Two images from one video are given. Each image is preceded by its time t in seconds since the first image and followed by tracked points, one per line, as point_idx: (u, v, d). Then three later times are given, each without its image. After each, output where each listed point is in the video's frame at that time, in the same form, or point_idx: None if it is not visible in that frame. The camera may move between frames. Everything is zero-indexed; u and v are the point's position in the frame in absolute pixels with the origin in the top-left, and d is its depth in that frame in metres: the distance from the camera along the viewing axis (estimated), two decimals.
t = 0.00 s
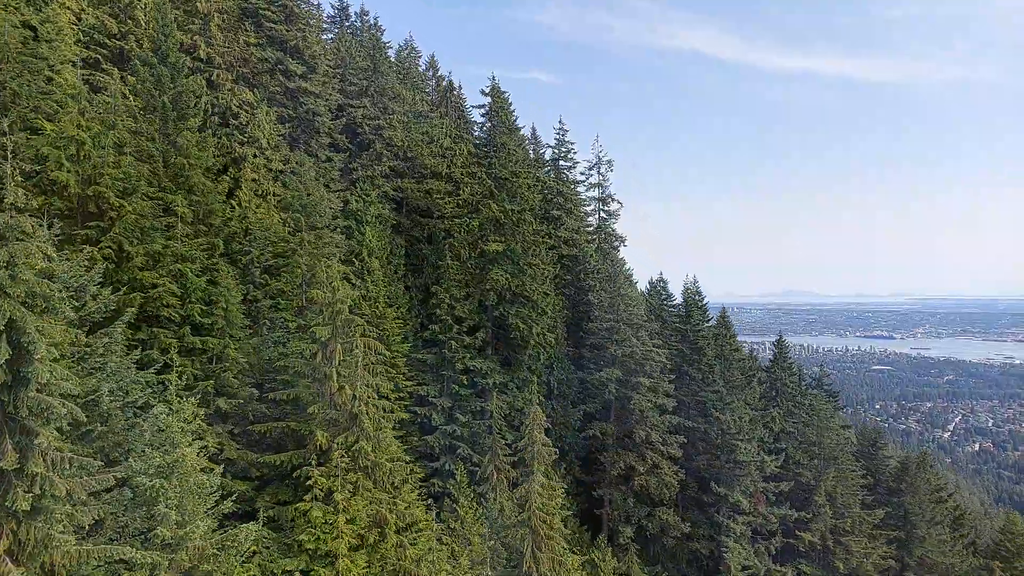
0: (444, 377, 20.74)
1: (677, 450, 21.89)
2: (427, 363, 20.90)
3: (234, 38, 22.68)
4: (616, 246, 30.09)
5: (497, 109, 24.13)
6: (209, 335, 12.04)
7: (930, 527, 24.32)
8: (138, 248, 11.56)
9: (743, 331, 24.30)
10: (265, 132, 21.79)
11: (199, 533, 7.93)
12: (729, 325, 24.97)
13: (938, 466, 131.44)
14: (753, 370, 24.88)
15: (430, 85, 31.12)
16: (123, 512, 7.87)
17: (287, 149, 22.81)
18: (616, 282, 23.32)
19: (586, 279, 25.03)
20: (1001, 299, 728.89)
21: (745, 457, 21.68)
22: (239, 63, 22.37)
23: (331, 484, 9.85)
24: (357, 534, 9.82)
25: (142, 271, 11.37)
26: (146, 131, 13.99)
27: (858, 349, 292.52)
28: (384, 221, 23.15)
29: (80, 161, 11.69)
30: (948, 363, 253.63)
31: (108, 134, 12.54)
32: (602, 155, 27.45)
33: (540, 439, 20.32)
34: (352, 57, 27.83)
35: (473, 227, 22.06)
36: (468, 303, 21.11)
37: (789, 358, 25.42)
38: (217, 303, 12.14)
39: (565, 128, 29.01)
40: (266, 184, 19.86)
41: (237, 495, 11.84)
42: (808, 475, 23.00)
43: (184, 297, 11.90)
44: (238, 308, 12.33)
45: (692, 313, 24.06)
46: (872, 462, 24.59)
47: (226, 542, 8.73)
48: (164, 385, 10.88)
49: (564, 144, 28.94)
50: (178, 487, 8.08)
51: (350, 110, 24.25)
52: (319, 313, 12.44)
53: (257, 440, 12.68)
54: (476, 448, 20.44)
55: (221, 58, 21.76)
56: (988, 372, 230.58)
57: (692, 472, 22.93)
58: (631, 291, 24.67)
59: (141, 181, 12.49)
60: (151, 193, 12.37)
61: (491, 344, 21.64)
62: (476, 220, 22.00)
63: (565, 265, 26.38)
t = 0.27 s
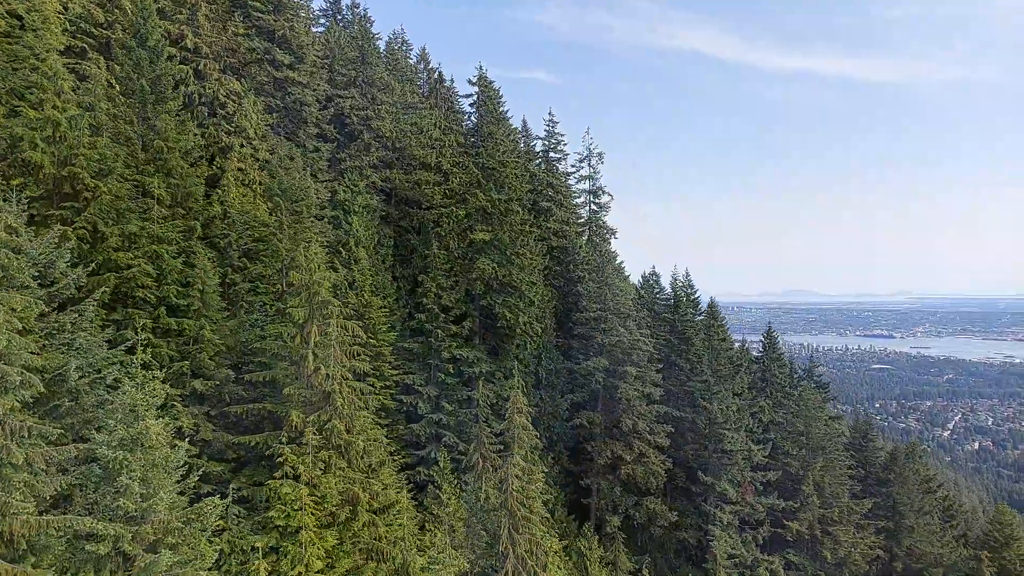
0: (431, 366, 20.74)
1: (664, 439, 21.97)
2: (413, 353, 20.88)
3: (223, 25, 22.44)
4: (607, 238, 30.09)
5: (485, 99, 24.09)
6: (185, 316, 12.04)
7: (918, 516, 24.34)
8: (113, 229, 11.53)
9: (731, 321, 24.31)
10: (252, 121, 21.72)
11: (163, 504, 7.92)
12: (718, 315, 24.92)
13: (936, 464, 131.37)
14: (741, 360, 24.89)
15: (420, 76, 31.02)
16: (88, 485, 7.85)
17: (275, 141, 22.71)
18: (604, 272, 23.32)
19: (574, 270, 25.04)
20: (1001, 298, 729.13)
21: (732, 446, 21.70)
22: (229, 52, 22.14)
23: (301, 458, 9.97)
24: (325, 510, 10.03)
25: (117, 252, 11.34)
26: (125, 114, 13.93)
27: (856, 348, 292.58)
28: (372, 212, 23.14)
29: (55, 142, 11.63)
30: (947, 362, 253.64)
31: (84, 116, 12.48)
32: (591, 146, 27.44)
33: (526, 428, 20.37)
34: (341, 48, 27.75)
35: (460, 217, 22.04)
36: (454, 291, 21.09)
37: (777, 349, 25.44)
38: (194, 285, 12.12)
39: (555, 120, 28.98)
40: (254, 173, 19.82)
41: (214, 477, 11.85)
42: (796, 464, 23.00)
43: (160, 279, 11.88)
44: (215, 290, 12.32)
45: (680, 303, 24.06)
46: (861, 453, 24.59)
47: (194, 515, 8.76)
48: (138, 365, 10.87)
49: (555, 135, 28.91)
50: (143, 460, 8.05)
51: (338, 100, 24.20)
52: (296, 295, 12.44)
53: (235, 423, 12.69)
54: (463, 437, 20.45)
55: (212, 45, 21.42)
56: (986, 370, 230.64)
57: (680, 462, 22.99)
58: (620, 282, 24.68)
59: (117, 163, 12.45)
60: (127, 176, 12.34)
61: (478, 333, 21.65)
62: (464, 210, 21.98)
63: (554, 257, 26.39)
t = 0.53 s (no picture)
0: (417, 356, 20.75)
1: (651, 430, 22.04)
2: (400, 342, 20.88)
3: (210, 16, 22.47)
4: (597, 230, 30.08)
5: (473, 90, 24.05)
6: (163, 299, 12.04)
7: (907, 507, 24.34)
8: (88, 210, 11.52)
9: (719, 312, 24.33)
10: (239, 111, 21.68)
11: (128, 476, 7.91)
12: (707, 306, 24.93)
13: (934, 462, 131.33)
14: (730, 351, 24.91)
15: (411, 69, 31.02)
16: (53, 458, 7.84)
17: (264, 131, 22.59)
18: (592, 262, 23.31)
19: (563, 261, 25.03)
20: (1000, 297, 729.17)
21: (720, 436, 21.72)
22: (215, 43, 22.15)
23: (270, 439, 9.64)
24: (297, 488, 9.72)
25: (93, 233, 11.33)
26: (104, 99, 13.91)
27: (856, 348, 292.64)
28: (360, 202, 23.14)
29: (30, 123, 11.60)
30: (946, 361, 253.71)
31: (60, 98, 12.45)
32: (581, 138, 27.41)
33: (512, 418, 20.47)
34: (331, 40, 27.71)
35: (448, 207, 22.02)
36: (442, 281, 21.12)
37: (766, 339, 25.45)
38: (170, 267, 12.12)
39: (545, 112, 29.00)
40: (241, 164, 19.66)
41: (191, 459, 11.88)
42: (784, 454, 23.00)
43: (136, 261, 11.87)
44: (192, 272, 12.32)
45: (669, 294, 24.07)
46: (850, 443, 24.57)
47: (162, 490, 8.77)
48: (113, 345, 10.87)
49: (545, 127, 28.91)
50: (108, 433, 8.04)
51: (326, 91, 24.16)
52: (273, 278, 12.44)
53: (214, 407, 12.71)
54: (449, 427, 20.47)
55: (199, 37, 21.43)
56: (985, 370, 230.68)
57: (667, 453, 23.05)
58: (608, 273, 24.69)
59: (94, 145, 12.43)
60: (103, 158, 12.32)
61: (465, 323, 21.67)
62: (451, 200, 21.97)
63: (543, 248, 26.39)
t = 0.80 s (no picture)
0: (404, 346, 20.77)
1: (638, 420, 22.10)
2: (387, 333, 20.88)
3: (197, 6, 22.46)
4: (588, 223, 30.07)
5: (461, 81, 24.05)
6: (139, 282, 12.02)
7: (896, 498, 24.34)
8: (63, 192, 11.50)
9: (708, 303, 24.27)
10: (226, 102, 21.67)
11: (92, 451, 7.85)
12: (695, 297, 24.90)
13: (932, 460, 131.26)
14: (718, 343, 24.97)
15: (401, 62, 31.01)
16: (17, 432, 7.84)
17: (252, 121, 22.50)
18: (580, 253, 23.35)
19: (552, 253, 25.07)
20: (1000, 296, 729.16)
21: (706, 426, 21.78)
22: (203, 36, 22.06)
23: (243, 418, 9.70)
24: (266, 469, 9.80)
25: (68, 215, 11.31)
26: (82, 84, 13.89)
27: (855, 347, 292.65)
28: (348, 193, 23.16)
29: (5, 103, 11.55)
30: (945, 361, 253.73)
31: (36, 80, 12.42)
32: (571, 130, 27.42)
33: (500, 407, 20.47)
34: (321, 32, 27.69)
35: (435, 197, 22.04)
36: (427, 270, 21.11)
37: (755, 331, 25.41)
38: (147, 251, 12.12)
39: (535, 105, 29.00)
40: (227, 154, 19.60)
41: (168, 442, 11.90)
42: (772, 445, 23.00)
43: (112, 244, 11.88)
44: (169, 257, 12.33)
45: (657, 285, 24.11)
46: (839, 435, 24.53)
47: (129, 466, 8.75)
48: (87, 326, 10.86)
49: (535, 120, 28.90)
50: (72, 408, 7.99)
51: (314, 82, 24.18)
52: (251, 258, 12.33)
53: (191, 392, 12.69)
54: (436, 416, 20.51)
55: (187, 28, 21.42)
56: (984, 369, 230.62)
57: (656, 443, 23.10)
58: (597, 265, 24.68)
59: (71, 128, 12.41)
60: (79, 140, 12.32)
61: (453, 313, 21.67)
62: (438, 190, 21.96)
63: (533, 241, 26.44)
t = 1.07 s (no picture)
0: (391, 336, 20.75)
1: (626, 410, 22.12)
2: (373, 324, 20.86)
3: None
4: (578, 216, 30.09)
5: (449, 72, 24.06)
6: (115, 266, 11.98)
7: (884, 489, 24.37)
8: (39, 175, 11.49)
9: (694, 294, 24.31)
10: (212, 93, 21.67)
11: (56, 426, 7.82)
12: (683, 289, 24.90)
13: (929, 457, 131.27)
14: (707, 334, 24.98)
15: (391, 55, 31.00)
16: None
17: (239, 112, 22.38)
18: (568, 244, 23.36)
19: (540, 245, 25.08)
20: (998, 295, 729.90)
21: (693, 416, 21.80)
22: (189, 27, 22.10)
23: (212, 397, 9.94)
24: (237, 449, 9.82)
25: (42, 198, 11.30)
26: (61, 70, 13.88)
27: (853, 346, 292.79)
28: (335, 185, 23.15)
29: None
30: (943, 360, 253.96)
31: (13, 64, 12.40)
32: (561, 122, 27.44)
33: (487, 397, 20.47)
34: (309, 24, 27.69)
35: (421, 188, 22.01)
36: (413, 261, 21.00)
37: (743, 323, 25.44)
38: (123, 235, 12.10)
39: (525, 98, 29.01)
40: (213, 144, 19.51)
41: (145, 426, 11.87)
42: (760, 436, 23.00)
43: (88, 228, 11.86)
44: (146, 241, 12.32)
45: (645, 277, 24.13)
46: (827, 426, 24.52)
47: (94, 442, 8.68)
48: (61, 309, 10.83)
49: (525, 113, 28.93)
50: (36, 384, 7.95)
51: (302, 74, 24.18)
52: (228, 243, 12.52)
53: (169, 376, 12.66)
54: (423, 406, 20.50)
55: (173, 19, 21.42)
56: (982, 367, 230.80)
57: (644, 434, 23.11)
58: (585, 256, 24.69)
59: (48, 112, 12.39)
60: (56, 124, 12.31)
61: (440, 304, 21.66)
62: (425, 181, 21.94)
63: (522, 233, 26.46)
